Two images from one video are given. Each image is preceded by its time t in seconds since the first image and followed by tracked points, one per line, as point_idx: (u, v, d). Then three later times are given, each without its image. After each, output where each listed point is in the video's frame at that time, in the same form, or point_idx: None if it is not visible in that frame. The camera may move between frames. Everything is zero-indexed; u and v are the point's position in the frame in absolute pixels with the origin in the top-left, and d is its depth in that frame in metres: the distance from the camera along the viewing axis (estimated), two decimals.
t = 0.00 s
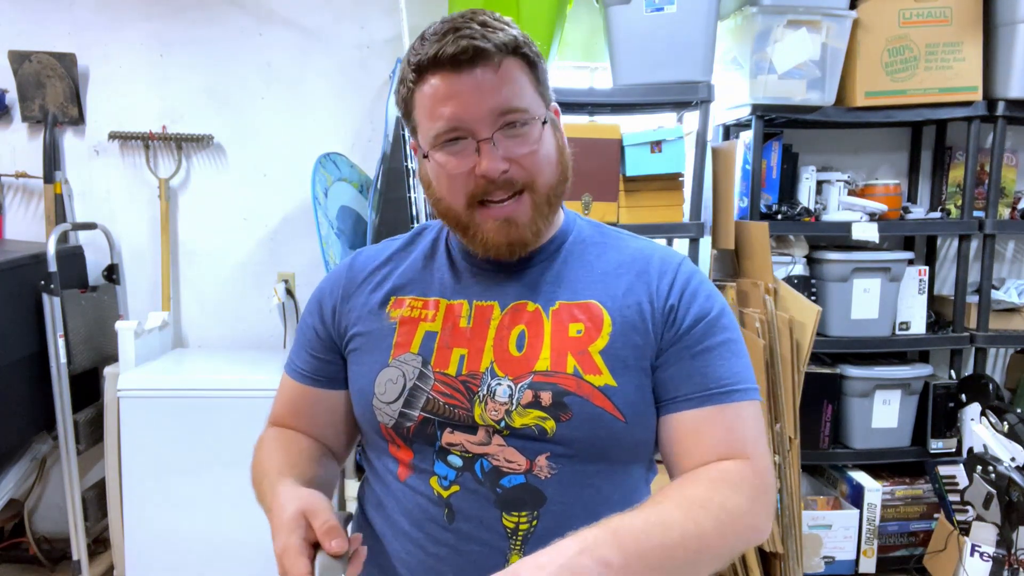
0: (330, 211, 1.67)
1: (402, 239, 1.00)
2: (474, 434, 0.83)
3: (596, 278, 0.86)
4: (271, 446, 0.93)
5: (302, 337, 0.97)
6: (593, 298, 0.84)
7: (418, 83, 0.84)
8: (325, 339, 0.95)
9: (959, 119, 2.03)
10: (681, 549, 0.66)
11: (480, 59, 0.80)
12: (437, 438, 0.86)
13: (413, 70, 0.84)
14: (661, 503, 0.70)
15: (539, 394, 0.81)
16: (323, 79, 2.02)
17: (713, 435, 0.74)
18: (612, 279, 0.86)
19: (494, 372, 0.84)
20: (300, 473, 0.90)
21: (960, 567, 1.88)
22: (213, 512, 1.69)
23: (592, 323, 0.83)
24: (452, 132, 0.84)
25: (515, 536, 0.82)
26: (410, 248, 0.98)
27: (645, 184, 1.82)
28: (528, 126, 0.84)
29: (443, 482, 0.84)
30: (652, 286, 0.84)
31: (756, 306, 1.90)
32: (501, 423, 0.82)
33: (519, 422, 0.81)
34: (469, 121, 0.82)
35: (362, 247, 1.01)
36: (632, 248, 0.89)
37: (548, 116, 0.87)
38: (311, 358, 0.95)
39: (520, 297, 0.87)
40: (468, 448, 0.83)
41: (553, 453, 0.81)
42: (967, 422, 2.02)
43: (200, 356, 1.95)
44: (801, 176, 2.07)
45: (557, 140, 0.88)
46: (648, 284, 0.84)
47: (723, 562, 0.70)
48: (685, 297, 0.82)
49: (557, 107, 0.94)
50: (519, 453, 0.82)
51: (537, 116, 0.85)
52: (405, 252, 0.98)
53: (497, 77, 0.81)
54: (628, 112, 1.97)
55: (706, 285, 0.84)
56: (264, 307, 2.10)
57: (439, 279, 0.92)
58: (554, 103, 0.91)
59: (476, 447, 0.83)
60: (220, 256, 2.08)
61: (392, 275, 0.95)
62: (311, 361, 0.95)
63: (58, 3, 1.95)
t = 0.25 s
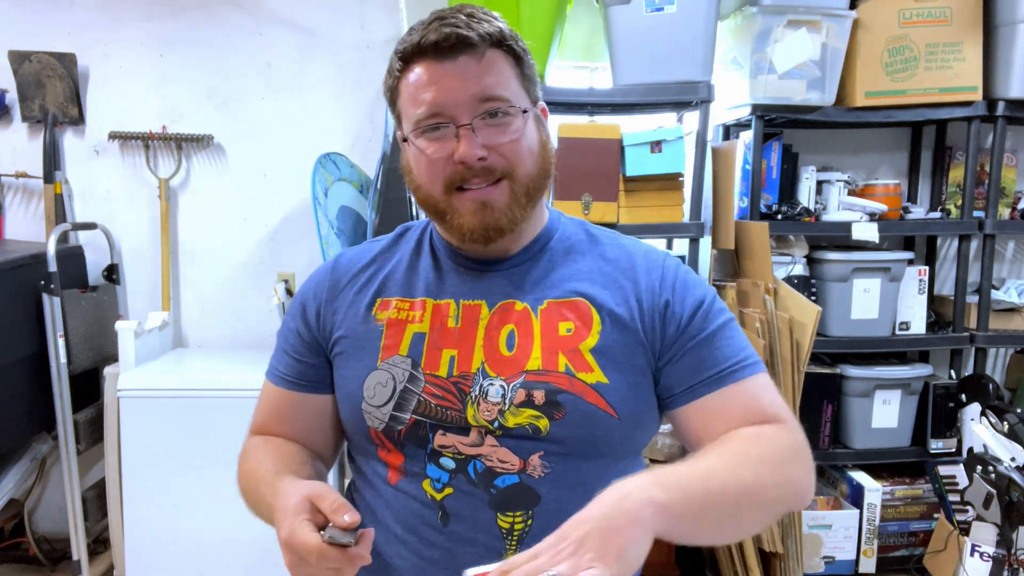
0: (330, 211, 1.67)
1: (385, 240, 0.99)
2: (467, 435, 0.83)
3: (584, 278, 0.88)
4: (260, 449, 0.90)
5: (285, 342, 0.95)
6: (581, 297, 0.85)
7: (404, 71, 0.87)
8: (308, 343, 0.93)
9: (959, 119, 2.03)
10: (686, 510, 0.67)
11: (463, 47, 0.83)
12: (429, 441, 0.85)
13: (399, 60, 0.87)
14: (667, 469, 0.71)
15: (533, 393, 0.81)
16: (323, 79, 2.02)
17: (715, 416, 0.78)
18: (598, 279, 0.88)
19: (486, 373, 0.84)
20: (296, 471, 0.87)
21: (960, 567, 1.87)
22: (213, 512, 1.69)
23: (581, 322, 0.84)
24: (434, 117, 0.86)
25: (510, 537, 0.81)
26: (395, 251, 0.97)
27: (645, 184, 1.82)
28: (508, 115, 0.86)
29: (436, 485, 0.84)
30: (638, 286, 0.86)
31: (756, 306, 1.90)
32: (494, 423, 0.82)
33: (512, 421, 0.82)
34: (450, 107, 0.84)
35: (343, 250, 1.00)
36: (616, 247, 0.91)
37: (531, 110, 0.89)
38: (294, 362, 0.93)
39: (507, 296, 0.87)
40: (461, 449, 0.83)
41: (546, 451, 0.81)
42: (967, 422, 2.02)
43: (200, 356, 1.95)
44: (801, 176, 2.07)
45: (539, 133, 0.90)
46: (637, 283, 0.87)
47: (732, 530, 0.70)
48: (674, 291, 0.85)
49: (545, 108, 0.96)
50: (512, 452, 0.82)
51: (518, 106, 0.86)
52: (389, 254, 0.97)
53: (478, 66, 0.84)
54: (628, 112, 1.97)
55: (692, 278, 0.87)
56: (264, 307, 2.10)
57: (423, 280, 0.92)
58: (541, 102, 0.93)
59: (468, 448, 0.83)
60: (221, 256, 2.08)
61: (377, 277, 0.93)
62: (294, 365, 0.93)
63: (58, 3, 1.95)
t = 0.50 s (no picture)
0: (330, 211, 1.67)
1: (367, 241, 0.98)
2: (466, 438, 0.83)
3: (574, 273, 0.88)
4: (248, 468, 0.86)
5: (265, 350, 0.91)
6: (573, 296, 0.85)
7: (383, 71, 0.86)
8: (292, 350, 0.90)
9: (959, 119, 2.03)
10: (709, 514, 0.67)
11: (441, 46, 0.82)
12: (426, 445, 0.84)
13: (378, 59, 0.86)
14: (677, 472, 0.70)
15: (531, 393, 0.81)
16: (323, 79, 2.02)
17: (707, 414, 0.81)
18: (589, 274, 0.87)
19: (482, 375, 0.83)
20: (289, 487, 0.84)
21: (960, 567, 1.87)
22: (213, 512, 1.69)
23: (575, 320, 0.84)
24: (413, 118, 0.85)
25: (511, 539, 0.81)
26: (379, 252, 0.95)
27: (645, 184, 1.82)
28: (488, 114, 0.85)
29: (434, 490, 0.83)
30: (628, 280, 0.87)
31: (756, 306, 1.90)
32: (493, 425, 0.82)
33: (511, 423, 0.81)
34: (429, 107, 0.84)
35: (324, 253, 0.97)
36: (603, 243, 0.92)
37: (512, 108, 0.88)
38: (277, 371, 0.90)
39: (498, 297, 0.87)
40: (460, 452, 0.83)
41: (545, 451, 0.81)
42: (967, 422, 2.02)
43: (200, 356, 1.95)
44: (801, 176, 2.07)
45: (522, 132, 0.89)
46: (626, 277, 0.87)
47: (740, 528, 0.72)
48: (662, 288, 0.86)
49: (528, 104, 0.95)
50: (511, 454, 0.82)
51: (498, 106, 0.86)
52: (374, 255, 0.95)
53: (457, 65, 0.83)
54: (627, 112, 1.97)
55: (678, 274, 0.89)
56: (264, 307, 2.10)
57: (411, 282, 0.90)
58: (525, 99, 0.92)
59: (467, 452, 0.83)
60: (220, 256, 2.08)
61: (364, 280, 0.92)
62: (276, 374, 0.90)
63: (58, 3, 1.95)
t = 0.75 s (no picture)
0: (330, 211, 1.67)
1: (344, 242, 0.96)
2: (454, 442, 0.83)
3: (552, 271, 0.89)
4: (235, 479, 0.82)
5: (241, 357, 0.88)
6: (553, 293, 0.87)
7: (360, 67, 0.86)
8: (273, 357, 0.88)
9: (959, 119, 2.03)
10: (675, 533, 0.70)
11: (418, 42, 0.82)
12: (415, 451, 0.84)
13: (355, 55, 0.86)
14: (648, 489, 0.73)
15: (515, 396, 0.82)
16: (323, 79, 2.02)
17: (668, 411, 0.80)
18: (565, 272, 0.89)
19: (467, 380, 0.84)
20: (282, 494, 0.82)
21: (960, 567, 1.87)
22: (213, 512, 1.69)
23: (556, 319, 0.85)
24: (390, 114, 0.85)
25: (505, 539, 0.82)
26: (358, 253, 0.94)
27: (645, 184, 1.82)
28: (466, 111, 0.85)
29: (427, 495, 0.83)
30: (604, 277, 0.88)
31: (756, 305, 1.91)
32: (481, 428, 0.82)
33: (498, 426, 0.82)
34: (406, 103, 0.84)
35: (299, 254, 0.95)
36: (581, 240, 0.93)
37: (490, 105, 0.88)
38: (255, 379, 0.87)
39: (481, 298, 0.87)
40: (449, 457, 0.83)
41: (531, 452, 0.82)
42: (967, 422, 2.02)
43: (200, 356, 1.95)
44: (801, 176, 2.07)
45: (501, 130, 0.89)
46: (602, 275, 0.88)
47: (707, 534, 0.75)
48: (636, 286, 0.87)
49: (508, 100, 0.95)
50: (499, 456, 0.82)
51: (476, 103, 0.86)
52: (354, 257, 0.93)
53: (435, 60, 0.83)
54: (627, 112, 1.97)
55: (654, 270, 0.90)
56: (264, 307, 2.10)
57: (391, 284, 0.90)
58: (504, 96, 0.92)
59: (456, 455, 0.83)
60: (220, 256, 2.08)
61: (346, 282, 0.90)
62: (255, 382, 0.87)
63: (58, 3, 1.95)
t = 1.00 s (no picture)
0: (330, 211, 1.67)
1: (317, 246, 0.94)
2: (437, 447, 0.82)
3: (531, 271, 0.89)
4: (207, 491, 0.80)
5: (214, 367, 0.86)
6: (533, 293, 0.87)
7: (329, 71, 0.83)
8: (248, 366, 0.86)
9: (958, 119, 2.03)
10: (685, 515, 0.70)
11: (389, 48, 0.79)
12: (398, 457, 0.83)
13: (324, 59, 0.83)
14: (655, 475, 0.73)
15: (501, 399, 0.82)
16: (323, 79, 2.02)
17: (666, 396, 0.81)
18: (544, 272, 0.89)
19: (450, 384, 0.83)
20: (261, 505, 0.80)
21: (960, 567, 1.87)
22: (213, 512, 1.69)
23: (538, 319, 0.85)
24: (362, 123, 0.83)
25: (491, 544, 0.82)
26: (333, 258, 0.92)
27: (645, 184, 1.82)
28: (440, 119, 0.83)
29: (411, 502, 0.82)
30: (584, 272, 0.88)
31: (756, 305, 1.91)
32: (464, 433, 0.82)
33: (483, 430, 0.82)
34: (379, 112, 0.82)
35: (272, 259, 0.93)
36: (558, 237, 0.93)
37: (465, 110, 0.87)
38: (230, 389, 0.85)
39: (461, 299, 0.87)
40: (432, 463, 0.82)
41: (516, 453, 0.82)
42: (967, 422, 2.02)
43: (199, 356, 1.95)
44: (801, 176, 2.07)
45: (476, 133, 0.89)
46: (583, 270, 0.88)
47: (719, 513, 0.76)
48: (618, 279, 0.88)
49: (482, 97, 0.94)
50: (484, 459, 0.82)
51: (451, 110, 0.84)
52: (329, 262, 0.92)
53: (407, 67, 0.80)
54: (627, 112, 1.97)
55: (632, 264, 0.91)
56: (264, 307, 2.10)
57: (367, 290, 0.88)
58: (479, 95, 0.91)
59: (440, 461, 0.82)
60: (219, 257, 2.08)
61: (323, 288, 0.89)
62: (230, 392, 0.84)
63: (58, 3, 1.95)
